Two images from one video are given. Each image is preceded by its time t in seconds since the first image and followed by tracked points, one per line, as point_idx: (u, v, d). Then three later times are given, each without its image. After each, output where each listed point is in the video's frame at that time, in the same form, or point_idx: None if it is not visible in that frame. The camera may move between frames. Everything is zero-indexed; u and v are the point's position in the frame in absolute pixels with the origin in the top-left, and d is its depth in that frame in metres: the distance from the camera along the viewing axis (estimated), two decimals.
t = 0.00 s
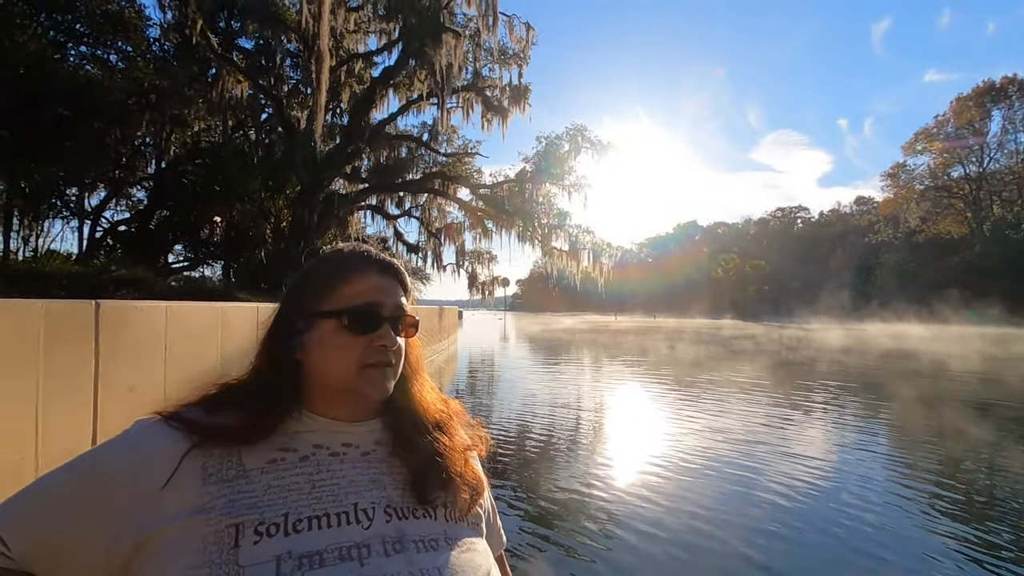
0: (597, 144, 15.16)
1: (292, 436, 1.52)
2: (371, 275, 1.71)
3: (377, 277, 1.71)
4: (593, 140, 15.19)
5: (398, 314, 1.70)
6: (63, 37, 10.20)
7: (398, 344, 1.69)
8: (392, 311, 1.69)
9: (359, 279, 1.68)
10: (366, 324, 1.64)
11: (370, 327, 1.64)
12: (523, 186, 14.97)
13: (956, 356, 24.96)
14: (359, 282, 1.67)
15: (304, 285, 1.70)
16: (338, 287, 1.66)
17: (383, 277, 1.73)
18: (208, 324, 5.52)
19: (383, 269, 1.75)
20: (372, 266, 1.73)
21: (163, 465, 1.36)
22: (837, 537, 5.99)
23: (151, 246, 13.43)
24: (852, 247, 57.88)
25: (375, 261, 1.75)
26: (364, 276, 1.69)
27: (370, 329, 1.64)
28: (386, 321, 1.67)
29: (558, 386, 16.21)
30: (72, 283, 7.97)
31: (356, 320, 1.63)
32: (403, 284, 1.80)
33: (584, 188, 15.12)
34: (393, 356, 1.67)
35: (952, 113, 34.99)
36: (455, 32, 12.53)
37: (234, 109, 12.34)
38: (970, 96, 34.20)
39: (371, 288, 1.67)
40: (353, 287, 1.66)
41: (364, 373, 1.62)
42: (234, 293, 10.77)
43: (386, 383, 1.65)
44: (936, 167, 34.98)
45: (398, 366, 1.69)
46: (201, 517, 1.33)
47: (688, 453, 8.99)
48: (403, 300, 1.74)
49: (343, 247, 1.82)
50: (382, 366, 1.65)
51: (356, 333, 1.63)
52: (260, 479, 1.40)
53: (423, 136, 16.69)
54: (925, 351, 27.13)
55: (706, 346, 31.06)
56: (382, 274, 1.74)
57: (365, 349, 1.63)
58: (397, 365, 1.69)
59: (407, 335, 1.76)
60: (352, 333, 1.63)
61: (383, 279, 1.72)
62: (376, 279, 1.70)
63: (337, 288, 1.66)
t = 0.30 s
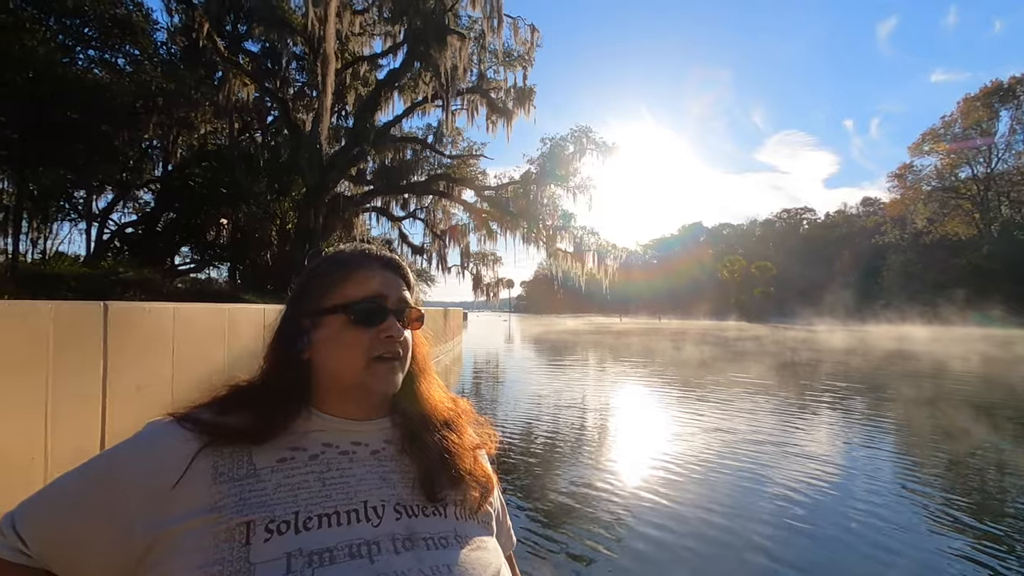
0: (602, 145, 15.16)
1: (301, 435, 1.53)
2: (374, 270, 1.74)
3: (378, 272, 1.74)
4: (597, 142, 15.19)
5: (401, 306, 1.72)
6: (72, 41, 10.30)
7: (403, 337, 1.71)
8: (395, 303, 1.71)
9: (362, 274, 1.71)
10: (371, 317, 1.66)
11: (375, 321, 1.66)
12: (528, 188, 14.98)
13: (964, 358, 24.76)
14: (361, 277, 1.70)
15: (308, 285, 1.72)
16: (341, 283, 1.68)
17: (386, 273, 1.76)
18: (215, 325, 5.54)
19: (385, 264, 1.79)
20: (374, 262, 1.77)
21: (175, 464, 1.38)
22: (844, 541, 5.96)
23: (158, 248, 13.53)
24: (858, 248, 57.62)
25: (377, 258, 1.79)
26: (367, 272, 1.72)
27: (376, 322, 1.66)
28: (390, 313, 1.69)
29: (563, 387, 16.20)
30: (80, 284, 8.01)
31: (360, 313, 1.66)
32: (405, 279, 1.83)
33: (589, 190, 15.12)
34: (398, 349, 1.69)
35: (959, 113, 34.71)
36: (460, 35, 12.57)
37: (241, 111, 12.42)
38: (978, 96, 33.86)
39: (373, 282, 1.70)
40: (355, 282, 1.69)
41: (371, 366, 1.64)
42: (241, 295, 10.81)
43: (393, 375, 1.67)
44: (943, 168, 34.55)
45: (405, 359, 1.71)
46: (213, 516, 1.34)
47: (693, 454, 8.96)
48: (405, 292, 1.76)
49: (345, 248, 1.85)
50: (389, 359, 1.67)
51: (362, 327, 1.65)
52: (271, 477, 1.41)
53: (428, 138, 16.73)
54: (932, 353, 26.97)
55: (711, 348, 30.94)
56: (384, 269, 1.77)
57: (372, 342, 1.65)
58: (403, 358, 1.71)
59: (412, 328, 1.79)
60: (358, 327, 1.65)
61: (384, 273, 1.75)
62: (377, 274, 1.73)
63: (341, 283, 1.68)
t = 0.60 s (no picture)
0: (606, 148, 15.18)
1: (314, 437, 1.55)
2: (372, 274, 1.76)
3: (375, 275, 1.76)
4: (602, 144, 15.20)
5: (394, 308, 1.71)
6: (81, 46, 10.24)
7: (394, 338, 1.69)
8: (387, 304, 1.71)
9: (358, 278, 1.75)
10: (362, 317, 1.67)
11: (367, 323, 1.67)
12: (532, 191, 15.00)
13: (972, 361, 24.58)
14: (357, 280, 1.73)
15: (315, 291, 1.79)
16: (338, 287, 1.73)
17: (384, 275, 1.77)
18: (222, 330, 5.31)
19: (384, 267, 1.80)
20: (375, 266, 1.80)
21: (194, 466, 1.40)
22: (850, 545, 5.94)
23: (164, 251, 13.64)
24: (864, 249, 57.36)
25: (377, 262, 1.81)
26: (365, 276, 1.75)
27: (367, 324, 1.67)
28: (381, 314, 1.69)
29: (568, 389, 16.19)
30: (87, 287, 8.06)
31: (351, 316, 1.67)
32: (409, 281, 1.83)
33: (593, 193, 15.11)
34: (387, 350, 1.67)
35: (965, 114, 34.44)
36: (464, 38, 12.64)
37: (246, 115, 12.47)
38: (984, 97, 33.58)
39: (367, 284, 1.72)
40: (352, 285, 1.73)
41: (361, 369, 1.64)
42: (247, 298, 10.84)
43: (385, 378, 1.65)
44: (950, 168, 33.59)
45: (398, 362, 1.69)
46: (231, 516, 1.36)
47: (699, 457, 8.92)
48: (402, 294, 1.76)
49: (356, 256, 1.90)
50: (381, 361, 1.66)
51: (351, 329, 1.66)
52: (288, 478, 1.43)
53: (432, 141, 16.77)
54: (940, 356, 26.79)
55: (716, 350, 30.84)
56: (382, 272, 1.79)
57: (361, 344, 1.66)
58: (397, 361, 1.69)
59: (411, 332, 1.76)
60: (347, 329, 1.67)
61: (382, 276, 1.76)
62: (374, 277, 1.75)
63: (340, 286, 1.74)
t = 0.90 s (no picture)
0: (611, 151, 15.18)
1: (332, 443, 1.56)
2: (392, 282, 1.77)
3: (396, 283, 1.77)
4: (607, 147, 15.20)
5: (414, 317, 1.73)
6: (89, 52, 9.97)
7: (413, 347, 1.70)
8: (407, 313, 1.72)
9: (379, 286, 1.76)
10: (383, 325, 1.68)
11: (388, 331, 1.69)
12: (537, 194, 15.00)
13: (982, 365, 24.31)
14: (380, 287, 1.75)
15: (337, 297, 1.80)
16: (361, 294, 1.75)
17: (405, 284, 1.78)
18: (231, 334, 5.29)
19: (405, 275, 1.81)
20: (396, 274, 1.80)
21: (214, 470, 1.41)
22: (858, 551, 5.91)
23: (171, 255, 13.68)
24: (871, 251, 57.04)
25: (398, 269, 1.82)
26: (385, 284, 1.76)
27: (387, 332, 1.68)
28: (401, 323, 1.70)
29: (573, 393, 16.15)
30: (95, 291, 8.11)
31: (373, 324, 1.68)
32: (429, 289, 1.83)
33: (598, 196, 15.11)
34: (407, 359, 1.68)
35: (973, 115, 34.17)
36: (470, 42, 12.70)
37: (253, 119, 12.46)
38: (992, 98, 33.29)
39: (389, 292, 1.73)
40: (375, 292, 1.74)
41: (380, 377, 1.64)
42: (253, 301, 10.90)
43: (403, 387, 1.66)
44: (957, 171, 33.63)
45: (416, 371, 1.69)
46: (251, 520, 1.37)
47: (705, 461, 8.89)
48: (423, 303, 1.76)
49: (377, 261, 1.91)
50: (400, 370, 1.66)
51: (372, 337, 1.67)
52: (306, 483, 1.44)
53: (437, 144, 16.81)
54: (947, 359, 26.62)
55: (722, 352, 30.68)
56: (403, 280, 1.80)
57: (381, 353, 1.66)
58: (415, 371, 1.69)
59: (432, 341, 1.77)
60: (368, 337, 1.67)
61: (404, 285, 1.78)
62: (396, 285, 1.76)
63: (362, 293, 1.75)
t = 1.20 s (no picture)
0: (615, 154, 15.19)
1: (349, 450, 1.57)
2: (409, 289, 1.79)
3: (413, 290, 1.79)
4: (611, 151, 15.22)
5: (430, 323, 1.74)
6: (97, 58, 9.99)
7: (430, 354, 1.71)
8: (424, 319, 1.73)
9: (397, 292, 1.77)
10: (400, 331, 1.70)
11: (406, 338, 1.70)
12: (541, 198, 15.03)
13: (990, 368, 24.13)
14: (397, 295, 1.76)
15: (354, 304, 1.81)
16: (379, 301, 1.76)
17: (421, 291, 1.80)
18: (238, 338, 5.32)
19: (422, 281, 1.83)
20: (412, 280, 1.82)
21: (232, 475, 1.42)
22: (865, 556, 5.87)
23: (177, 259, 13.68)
24: (876, 254, 56.79)
25: (414, 277, 1.84)
26: (402, 291, 1.78)
27: (406, 339, 1.70)
28: (419, 330, 1.72)
29: (578, 396, 16.12)
30: (102, 295, 8.13)
31: (392, 331, 1.70)
32: (445, 296, 1.85)
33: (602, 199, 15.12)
34: (424, 365, 1.69)
35: (978, 117, 33.96)
36: (474, 47, 12.74)
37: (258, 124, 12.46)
38: (998, 100, 33.08)
39: (407, 299, 1.75)
40: (392, 300, 1.75)
41: (400, 384, 1.65)
42: (258, 305, 10.93)
43: (421, 394, 1.67)
44: (963, 173, 33.29)
45: (434, 377, 1.71)
46: (269, 526, 1.38)
47: (711, 464, 8.85)
48: (440, 310, 1.78)
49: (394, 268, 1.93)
50: (419, 376, 1.68)
51: (390, 343, 1.69)
52: (323, 490, 1.45)
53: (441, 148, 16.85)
54: (954, 362, 26.46)
55: (726, 356, 30.56)
56: (420, 287, 1.81)
57: (399, 360, 1.67)
58: (433, 377, 1.71)
59: (450, 348, 1.78)
60: (386, 344, 1.69)
61: (420, 291, 1.79)
62: (412, 292, 1.78)
63: (379, 300, 1.77)
